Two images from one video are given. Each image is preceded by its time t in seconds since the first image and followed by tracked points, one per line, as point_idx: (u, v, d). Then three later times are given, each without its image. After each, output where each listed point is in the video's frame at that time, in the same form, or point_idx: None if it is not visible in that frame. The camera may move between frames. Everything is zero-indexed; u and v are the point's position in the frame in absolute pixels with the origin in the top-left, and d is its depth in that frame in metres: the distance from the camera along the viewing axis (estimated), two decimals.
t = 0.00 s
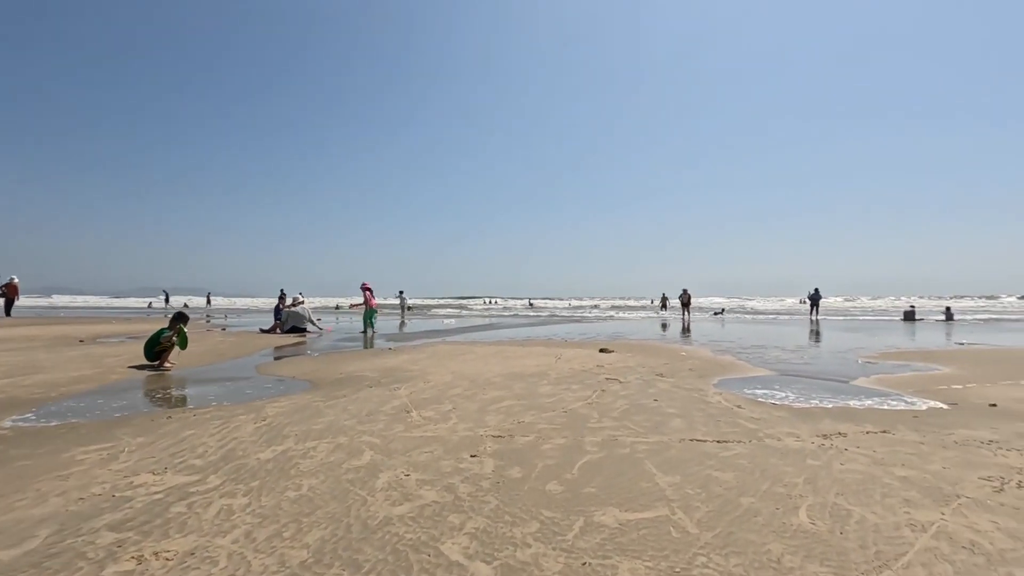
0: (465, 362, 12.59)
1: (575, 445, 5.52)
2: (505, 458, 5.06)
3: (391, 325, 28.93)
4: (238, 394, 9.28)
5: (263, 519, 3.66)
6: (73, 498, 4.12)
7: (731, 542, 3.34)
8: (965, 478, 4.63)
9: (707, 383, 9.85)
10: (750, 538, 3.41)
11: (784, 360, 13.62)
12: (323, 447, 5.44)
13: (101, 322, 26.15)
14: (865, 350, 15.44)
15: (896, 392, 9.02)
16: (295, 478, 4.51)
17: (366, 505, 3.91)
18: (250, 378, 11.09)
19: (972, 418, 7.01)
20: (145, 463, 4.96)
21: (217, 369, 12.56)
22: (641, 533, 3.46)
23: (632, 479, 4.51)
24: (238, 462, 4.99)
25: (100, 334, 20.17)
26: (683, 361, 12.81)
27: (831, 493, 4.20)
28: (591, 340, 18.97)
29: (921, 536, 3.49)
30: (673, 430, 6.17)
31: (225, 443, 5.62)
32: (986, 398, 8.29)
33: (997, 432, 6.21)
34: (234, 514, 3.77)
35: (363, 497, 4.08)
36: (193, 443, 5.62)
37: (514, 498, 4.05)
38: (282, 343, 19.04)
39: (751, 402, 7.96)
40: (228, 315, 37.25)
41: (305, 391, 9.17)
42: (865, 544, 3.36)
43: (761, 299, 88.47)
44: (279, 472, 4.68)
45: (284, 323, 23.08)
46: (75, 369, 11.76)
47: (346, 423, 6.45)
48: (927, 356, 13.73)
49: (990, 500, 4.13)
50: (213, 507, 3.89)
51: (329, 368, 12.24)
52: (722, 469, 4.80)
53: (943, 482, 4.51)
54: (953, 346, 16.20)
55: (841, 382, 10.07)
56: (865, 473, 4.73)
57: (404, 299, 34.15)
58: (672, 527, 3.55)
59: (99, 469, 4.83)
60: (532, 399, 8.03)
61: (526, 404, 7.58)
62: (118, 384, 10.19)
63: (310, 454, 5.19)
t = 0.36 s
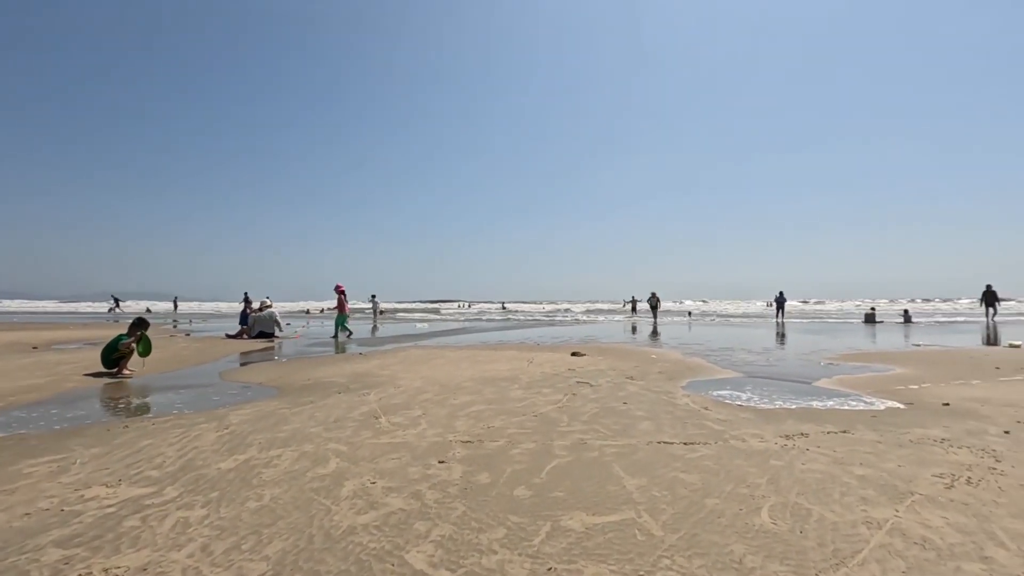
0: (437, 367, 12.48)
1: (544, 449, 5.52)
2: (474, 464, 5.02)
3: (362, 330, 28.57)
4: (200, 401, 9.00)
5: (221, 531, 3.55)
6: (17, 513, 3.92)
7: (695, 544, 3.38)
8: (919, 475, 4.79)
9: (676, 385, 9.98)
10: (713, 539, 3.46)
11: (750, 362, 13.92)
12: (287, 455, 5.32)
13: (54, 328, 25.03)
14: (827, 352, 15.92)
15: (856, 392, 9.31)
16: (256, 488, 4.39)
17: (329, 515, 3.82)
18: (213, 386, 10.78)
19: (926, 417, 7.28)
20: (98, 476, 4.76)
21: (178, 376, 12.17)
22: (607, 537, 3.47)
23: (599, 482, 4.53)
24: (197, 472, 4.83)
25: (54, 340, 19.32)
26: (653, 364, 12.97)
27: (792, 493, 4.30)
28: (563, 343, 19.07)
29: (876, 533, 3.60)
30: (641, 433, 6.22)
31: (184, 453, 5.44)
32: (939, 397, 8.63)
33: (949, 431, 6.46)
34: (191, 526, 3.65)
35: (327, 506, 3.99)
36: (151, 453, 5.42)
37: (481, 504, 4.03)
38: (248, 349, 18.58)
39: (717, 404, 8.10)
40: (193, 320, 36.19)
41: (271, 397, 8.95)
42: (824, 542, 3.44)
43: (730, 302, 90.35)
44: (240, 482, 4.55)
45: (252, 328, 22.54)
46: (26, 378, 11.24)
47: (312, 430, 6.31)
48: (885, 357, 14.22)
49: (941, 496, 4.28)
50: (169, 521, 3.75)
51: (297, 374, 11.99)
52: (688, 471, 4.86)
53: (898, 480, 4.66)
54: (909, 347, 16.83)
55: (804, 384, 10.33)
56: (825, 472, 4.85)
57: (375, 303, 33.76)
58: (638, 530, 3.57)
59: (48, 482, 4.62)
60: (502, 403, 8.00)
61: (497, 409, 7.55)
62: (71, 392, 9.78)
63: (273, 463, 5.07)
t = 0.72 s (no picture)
0: (426, 370, 12.43)
1: (530, 451, 5.51)
2: (459, 466, 5.01)
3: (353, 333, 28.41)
4: (185, 405, 8.90)
5: (200, 535, 3.51)
6: None
7: (677, 545, 3.38)
8: (901, 476, 4.83)
9: (664, 387, 10.00)
10: (695, 540, 3.46)
11: (739, 364, 13.99)
12: (271, 458, 5.27)
13: (40, 331, 24.70)
14: (815, 355, 16.05)
15: (842, 394, 9.39)
16: (238, 492, 4.35)
17: (311, 518, 3.79)
18: (199, 389, 10.67)
19: (910, 418, 7.35)
20: (77, 480, 4.69)
21: (164, 380, 12.04)
22: (589, 538, 3.47)
23: (584, 484, 4.53)
24: (178, 476, 4.78)
25: (38, 344, 19.03)
26: (642, 366, 13.02)
27: (775, 494, 4.32)
28: (554, 346, 19.06)
29: (857, 533, 3.62)
30: (627, 435, 6.23)
31: (166, 456, 5.38)
32: (924, 398, 8.71)
33: (932, 431, 6.53)
34: (169, 531, 3.60)
35: (309, 509, 3.96)
36: (132, 458, 5.35)
37: (464, 507, 4.01)
38: (237, 352, 18.42)
39: (705, 406, 8.13)
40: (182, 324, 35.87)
41: (257, 401, 8.87)
42: (805, 543, 3.46)
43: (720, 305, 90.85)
44: (222, 486, 4.50)
45: (241, 331, 22.35)
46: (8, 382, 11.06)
47: (297, 434, 6.26)
48: (872, 359, 14.36)
49: (922, 496, 4.32)
50: (147, 525, 3.70)
51: (284, 378, 11.88)
52: (673, 472, 4.86)
53: (880, 480, 4.70)
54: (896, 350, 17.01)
55: (791, 385, 10.41)
56: (808, 473, 4.87)
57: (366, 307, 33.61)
58: (621, 532, 3.57)
59: (25, 487, 4.55)
60: (490, 406, 7.98)
61: (484, 412, 7.53)
62: (54, 397, 9.63)
63: (256, 466, 5.02)
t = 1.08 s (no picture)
0: (420, 372, 12.40)
1: (524, 453, 5.51)
2: (453, 469, 5.00)
3: (347, 334, 28.30)
4: (176, 408, 8.83)
5: (192, 539, 3.49)
6: None
7: (670, 547, 3.39)
8: (893, 477, 4.86)
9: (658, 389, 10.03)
10: (688, 542, 3.47)
11: (733, 366, 14.03)
12: (264, 461, 5.24)
13: (28, 333, 24.33)
14: (807, 356, 16.13)
15: (834, 396, 9.44)
16: (230, 495, 4.32)
17: (304, 522, 3.77)
18: (191, 391, 10.59)
19: (901, 419, 7.40)
20: (67, 484, 4.65)
21: (156, 382, 11.95)
22: (583, 541, 3.47)
23: (578, 486, 4.53)
24: (170, 479, 4.74)
25: (27, 346, 18.84)
26: (637, 368, 13.05)
27: (768, 495, 4.34)
28: (548, 348, 19.06)
29: (850, 534, 3.64)
30: (621, 437, 6.24)
31: (157, 459, 5.34)
32: (915, 400, 8.78)
33: (924, 433, 6.58)
34: (160, 535, 3.57)
35: (302, 512, 3.94)
36: (123, 461, 5.31)
37: (459, 509, 4.00)
38: (229, 354, 18.30)
39: (698, 407, 8.15)
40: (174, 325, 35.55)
41: (250, 403, 8.82)
42: (798, 544, 3.48)
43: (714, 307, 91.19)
44: (214, 489, 4.47)
45: (234, 333, 22.22)
46: None
47: (290, 436, 6.23)
48: (865, 361, 14.44)
49: (914, 497, 4.35)
50: (139, 529, 3.67)
51: (278, 380, 11.83)
52: (666, 474, 4.87)
53: (872, 481, 4.73)
54: (888, 351, 17.15)
55: (784, 387, 10.45)
56: (801, 475, 4.90)
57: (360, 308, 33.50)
58: (615, 534, 3.58)
59: (14, 491, 4.50)
60: (484, 408, 7.98)
61: (478, 414, 7.52)
62: (44, 399, 9.54)
63: (249, 469, 4.99)
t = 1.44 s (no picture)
0: (418, 374, 12.37)
1: (527, 457, 5.51)
2: (456, 473, 4.98)
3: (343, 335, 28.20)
4: (173, 411, 8.76)
5: (197, 546, 3.46)
6: None
7: (678, 552, 3.39)
8: (895, 480, 4.89)
9: (657, 391, 10.05)
10: (696, 547, 3.48)
11: (730, 367, 14.09)
12: (265, 465, 5.21)
13: (20, 334, 24.11)
14: (804, 357, 16.22)
15: (832, 397, 9.49)
16: (233, 500, 4.29)
17: (310, 527, 3.75)
18: (188, 394, 10.51)
19: (899, 421, 7.44)
20: (67, 489, 4.60)
21: (152, 384, 11.86)
22: (591, 546, 3.47)
23: (583, 491, 4.52)
24: (171, 484, 4.70)
25: (20, 347, 18.65)
26: (635, 369, 13.07)
27: (772, 499, 4.35)
28: (545, 349, 19.08)
29: (855, 538, 3.65)
30: (623, 440, 6.25)
31: (157, 464, 5.29)
32: (912, 401, 8.84)
33: (923, 435, 6.62)
34: (165, 541, 3.54)
35: (307, 518, 3.92)
36: (123, 465, 5.26)
37: (464, 514, 3.99)
38: (225, 356, 18.20)
39: (698, 410, 8.17)
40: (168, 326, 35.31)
41: (248, 406, 8.77)
42: (804, 549, 3.48)
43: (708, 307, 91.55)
44: (216, 494, 4.44)
45: (229, 334, 22.09)
46: None
47: (290, 440, 6.19)
48: (861, 362, 14.54)
49: (916, 500, 4.37)
50: (142, 535, 3.64)
51: (275, 382, 11.77)
52: (670, 478, 4.88)
53: (874, 484, 4.75)
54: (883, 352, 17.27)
55: (782, 389, 10.48)
56: (804, 478, 4.91)
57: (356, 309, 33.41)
58: (622, 539, 3.58)
59: (13, 497, 4.45)
60: (485, 410, 7.96)
61: (479, 416, 7.51)
62: (39, 402, 9.45)
63: (250, 474, 4.96)
